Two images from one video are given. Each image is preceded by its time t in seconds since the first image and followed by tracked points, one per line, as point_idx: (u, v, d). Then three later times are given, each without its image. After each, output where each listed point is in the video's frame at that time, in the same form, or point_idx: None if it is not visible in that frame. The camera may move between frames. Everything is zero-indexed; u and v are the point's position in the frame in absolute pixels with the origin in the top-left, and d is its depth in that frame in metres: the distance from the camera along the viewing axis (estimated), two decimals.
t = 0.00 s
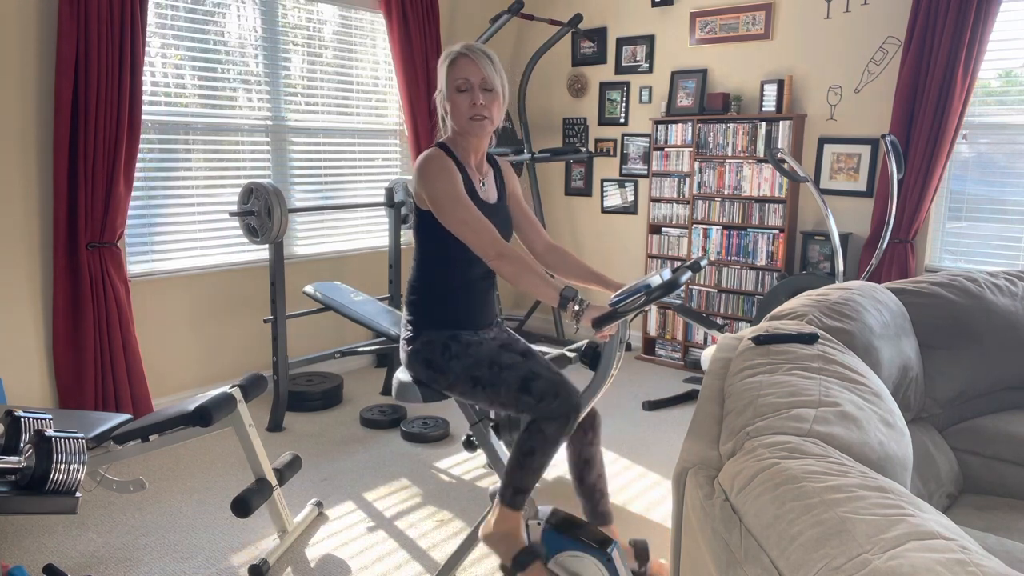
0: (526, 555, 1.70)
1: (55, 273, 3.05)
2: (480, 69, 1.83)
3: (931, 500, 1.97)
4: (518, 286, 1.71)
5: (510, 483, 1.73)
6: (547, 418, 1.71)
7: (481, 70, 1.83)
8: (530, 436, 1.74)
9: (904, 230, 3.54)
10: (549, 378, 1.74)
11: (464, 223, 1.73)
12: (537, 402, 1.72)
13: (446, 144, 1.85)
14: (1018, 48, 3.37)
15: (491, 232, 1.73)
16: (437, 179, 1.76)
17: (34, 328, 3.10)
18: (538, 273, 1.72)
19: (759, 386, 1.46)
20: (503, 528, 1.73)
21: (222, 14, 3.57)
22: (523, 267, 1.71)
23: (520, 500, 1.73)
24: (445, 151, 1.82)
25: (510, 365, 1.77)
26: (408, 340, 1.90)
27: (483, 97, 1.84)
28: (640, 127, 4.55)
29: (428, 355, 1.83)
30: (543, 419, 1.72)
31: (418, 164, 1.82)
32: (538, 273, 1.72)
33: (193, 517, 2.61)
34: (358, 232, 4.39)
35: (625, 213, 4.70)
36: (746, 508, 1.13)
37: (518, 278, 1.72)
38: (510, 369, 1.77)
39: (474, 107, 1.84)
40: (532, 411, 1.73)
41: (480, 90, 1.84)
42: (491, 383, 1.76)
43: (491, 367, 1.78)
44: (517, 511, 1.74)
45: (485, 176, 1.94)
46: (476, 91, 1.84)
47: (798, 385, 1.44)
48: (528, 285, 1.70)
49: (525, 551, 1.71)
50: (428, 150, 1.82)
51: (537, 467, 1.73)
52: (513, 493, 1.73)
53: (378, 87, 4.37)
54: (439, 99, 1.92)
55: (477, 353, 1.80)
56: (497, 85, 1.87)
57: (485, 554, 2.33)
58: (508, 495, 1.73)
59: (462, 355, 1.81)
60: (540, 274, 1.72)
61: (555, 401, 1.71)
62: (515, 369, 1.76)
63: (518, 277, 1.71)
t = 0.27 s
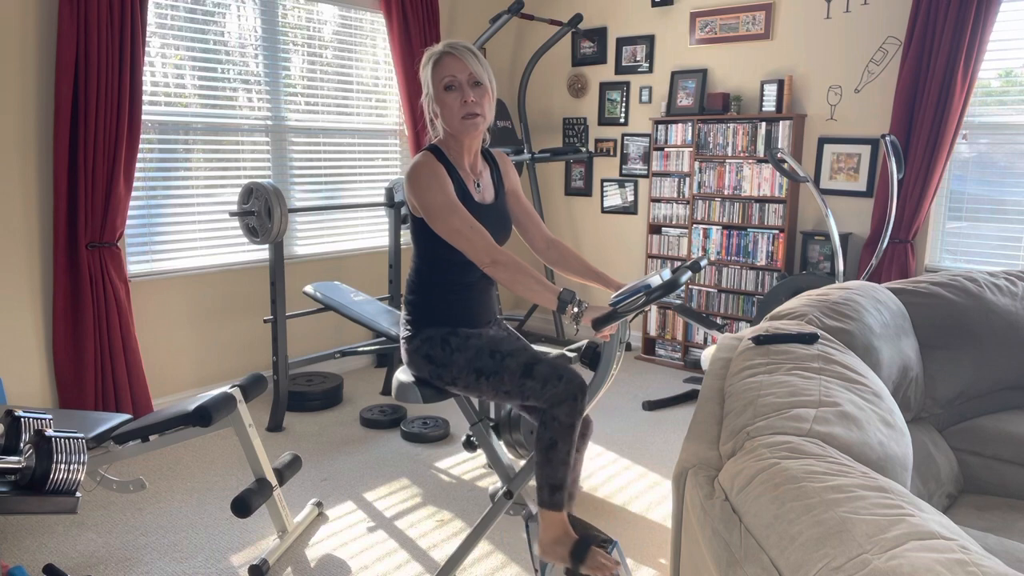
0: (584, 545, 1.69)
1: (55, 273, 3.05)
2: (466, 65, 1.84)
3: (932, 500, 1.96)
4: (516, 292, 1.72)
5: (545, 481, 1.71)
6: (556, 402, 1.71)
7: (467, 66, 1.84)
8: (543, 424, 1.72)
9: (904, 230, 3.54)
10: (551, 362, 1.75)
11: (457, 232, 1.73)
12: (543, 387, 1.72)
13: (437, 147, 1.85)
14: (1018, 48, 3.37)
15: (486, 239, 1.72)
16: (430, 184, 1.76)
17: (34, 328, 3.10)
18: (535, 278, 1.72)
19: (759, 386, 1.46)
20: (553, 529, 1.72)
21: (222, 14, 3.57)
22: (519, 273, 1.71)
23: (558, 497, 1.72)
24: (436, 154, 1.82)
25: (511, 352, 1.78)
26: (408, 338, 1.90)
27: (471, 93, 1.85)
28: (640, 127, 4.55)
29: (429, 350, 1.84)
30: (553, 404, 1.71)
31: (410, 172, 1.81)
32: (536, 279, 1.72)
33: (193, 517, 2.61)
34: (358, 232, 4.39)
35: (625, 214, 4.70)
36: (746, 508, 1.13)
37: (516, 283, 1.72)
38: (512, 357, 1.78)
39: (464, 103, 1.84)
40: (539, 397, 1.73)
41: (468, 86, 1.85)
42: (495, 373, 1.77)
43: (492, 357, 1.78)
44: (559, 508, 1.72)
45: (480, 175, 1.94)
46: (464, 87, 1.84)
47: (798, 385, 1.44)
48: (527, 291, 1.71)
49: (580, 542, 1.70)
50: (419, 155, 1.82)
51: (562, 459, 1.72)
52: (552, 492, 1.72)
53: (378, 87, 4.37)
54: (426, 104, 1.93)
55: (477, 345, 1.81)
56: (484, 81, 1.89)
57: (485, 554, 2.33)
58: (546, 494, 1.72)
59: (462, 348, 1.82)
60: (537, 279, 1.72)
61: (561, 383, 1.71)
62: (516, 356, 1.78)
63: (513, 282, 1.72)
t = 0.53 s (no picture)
0: None
1: (55, 273, 3.05)
2: (478, 66, 1.84)
3: (932, 500, 1.96)
4: (519, 290, 1.72)
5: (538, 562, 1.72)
6: (530, 479, 1.72)
7: (479, 67, 1.84)
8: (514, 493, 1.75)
9: (904, 230, 3.54)
10: (534, 434, 1.75)
11: (462, 225, 1.73)
12: (518, 456, 1.73)
13: (444, 144, 1.84)
14: (1018, 48, 3.37)
15: (487, 234, 1.73)
16: (437, 181, 1.75)
17: (33, 328, 3.10)
18: (536, 275, 1.72)
19: (760, 386, 1.46)
20: None
21: (222, 14, 3.57)
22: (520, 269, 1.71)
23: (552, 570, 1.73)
24: (444, 151, 1.81)
25: (500, 411, 1.78)
26: (407, 346, 1.87)
27: (483, 93, 1.84)
28: (640, 127, 4.55)
29: (429, 369, 1.83)
30: (524, 479, 1.72)
31: (415, 166, 1.80)
32: (538, 276, 1.72)
33: (193, 517, 2.61)
34: (357, 232, 4.39)
35: (625, 214, 4.70)
36: (746, 508, 1.13)
37: (518, 282, 1.72)
38: (500, 415, 1.77)
39: (475, 103, 1.83)
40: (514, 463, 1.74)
41: (479, 87, 1.84)
42: (481, 420, 1.78)
43: (482, 405, 1.79)
44: None
45: (483, 176, 1.94)
46: (476, 87, 1.84)
47: (798, 385, 1.44)
48: (528, 288, 1.72)
49: None
50: (426, 151, 1.81)
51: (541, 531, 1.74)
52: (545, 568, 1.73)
53: (378, 87, 4.37)
54: (434, 100, 1.92)
55: (475, 384, 1.81)
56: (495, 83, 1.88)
57: (485, 554, 2.33)
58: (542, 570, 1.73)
59: (460, 381, 1.81)
60: (538, 276, 1.72)
61: (536, 460, 1.72)
62: (504, 416, 1.77)
63: (513, 278, 1.72)
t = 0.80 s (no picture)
0: None
1: (55, 273, 3.05)
2: (489, 67, 1.84)
3: (932, 500, 1.96)
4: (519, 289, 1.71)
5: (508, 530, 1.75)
6: (535, 457, 1.72)
7: (490, 67, 1.84)
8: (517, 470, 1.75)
9: (904, 230, 3.54)
10: (542, 414, 1.74)
11: (466, 224, 1.73)
12: (526, 438, 1.72)
13: (451, 143, 1.85)
14: (1018, 48, 3.37)
15: (493, 234, 1.73)
16: (441, 180, 1.76)
17: (33, 328, 3.10)
18: (537, 274, 1.72)
19: (760, 386, 1.46)
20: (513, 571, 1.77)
21: (222, 14, 3.57)
22: (522, 268, 1.71)
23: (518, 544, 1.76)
24: (450, 151, 1.81)
25: (506, 395, 1.77)
26: (407, 344, 1.88)
27: (492, 94, 1.84)
28: (640, 127, 4.55)
29: (428, 364, 1.83)
30: (530, 458, 1.73)
31: (421, 163, 1.81)
32: (539, 274, 1.72)
33: (193, 517, 2.61)
34: (357, 232, 4.39)
35: (625, 213, 4.70)
36: (746, 509, 1.13)
37: (518, 280, 1.71)
38: (506, 399, 1.76)
39: (485, 103, 1.83)
40: (521, 444, 1.74)
41: (489, 87, 1.84)
42: (485, 407, 1.77)
43: (487, 391, 1.78)
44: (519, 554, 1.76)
45: (490, 177, 1.94)
46: (486, 88, 1.84)
47: (798, 385, 1.44)
48: (529, 287, 1.71)
49: None
50: (433, 149, 1.82)
51: (529, 509, 1.75)
52: (513, 539, 1.76)
53: (378, 87, 4.37)
54: (444, 98, 1.92)
55: (477, 373, 1.80)
56: (505, 84, 1.88)
57: (485, 554, 2.33)
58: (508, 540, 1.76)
59: (461, 371, 1.80)
60: (539, 275, 1.71)
61: (546, 441, 1.72)
62: (510, 400, 1.76)
63: (514, 276, 1.72)
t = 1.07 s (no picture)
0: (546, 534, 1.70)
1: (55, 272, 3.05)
2: (477, 66, 1.84)
3: (932, 500, 1.96)
4: (518, 291, 1.71)
5: (525, 466, 1.75)
6: (553, 395, 1.73)
7: (479, 67, 1.84)
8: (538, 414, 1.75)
9: (904, 230, 3.54)
10: (549, 356, 1.76)
11: (462, 226, 1.73)
12: (540, 382, 1.74)
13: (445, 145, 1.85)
14: (1018, 48, 3.37)
15: (490, 238, 1.73)
16: (435, 181, 1.76)
17: (33, 328, 3.10)
18: (536, 276, 1.71)
19: (760, 386, 1.46)
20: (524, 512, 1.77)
21: (222, 14, 3.57)
22: (521, 270, 1.71)
23: (534, 482, 1.76)
24: (443, 154, 1.82)
25: (509, 348, 1.78)
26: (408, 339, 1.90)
27: (482, 93, 1.84)
28: (640, 127, 4.55)
29: (428, 351, 1.84)
30: (549, 397, 1.73)
31: (415, 167, 1.81)
32: (538, 276, 1.71)
33: (193, 517, 2.61)
34: (357, 232, 4.39)
35: (625, 213, 4.70)
36: (746, 509, 1.13)
37: (518, 282, 1.71)
38: (509, 353, 1.77)
39: (475, 104, 1.84)
40: (538, 390, 1.74)
41: (479, 86, 1.84)
42: (494, 369, 1.77)
43: (490, 353, 1.78)
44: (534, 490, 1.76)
45: (486, 176, 1.94)
46: (475, 87, 1.84)
47: (798, 385, 1.44)
48: (527, 289, 1.70)
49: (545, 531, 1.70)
50: (426, 152, 1.82)
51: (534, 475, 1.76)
52: (528, 476, 1.76)
53: (378, 87, 4.37)
54: (435, 100, 1.92)
55: (475, 342, 1.81)
56: (495, 82, 1.88)
57: (485, 554, 2.33)
58: (523, 477, 1.76)
59: (461, 347, 1.81)
60: (537, 276, 1.71)
61: (559, 376, 1.72)
62: (513, 352, 1.78)
63: (513, 279, 1.71)
